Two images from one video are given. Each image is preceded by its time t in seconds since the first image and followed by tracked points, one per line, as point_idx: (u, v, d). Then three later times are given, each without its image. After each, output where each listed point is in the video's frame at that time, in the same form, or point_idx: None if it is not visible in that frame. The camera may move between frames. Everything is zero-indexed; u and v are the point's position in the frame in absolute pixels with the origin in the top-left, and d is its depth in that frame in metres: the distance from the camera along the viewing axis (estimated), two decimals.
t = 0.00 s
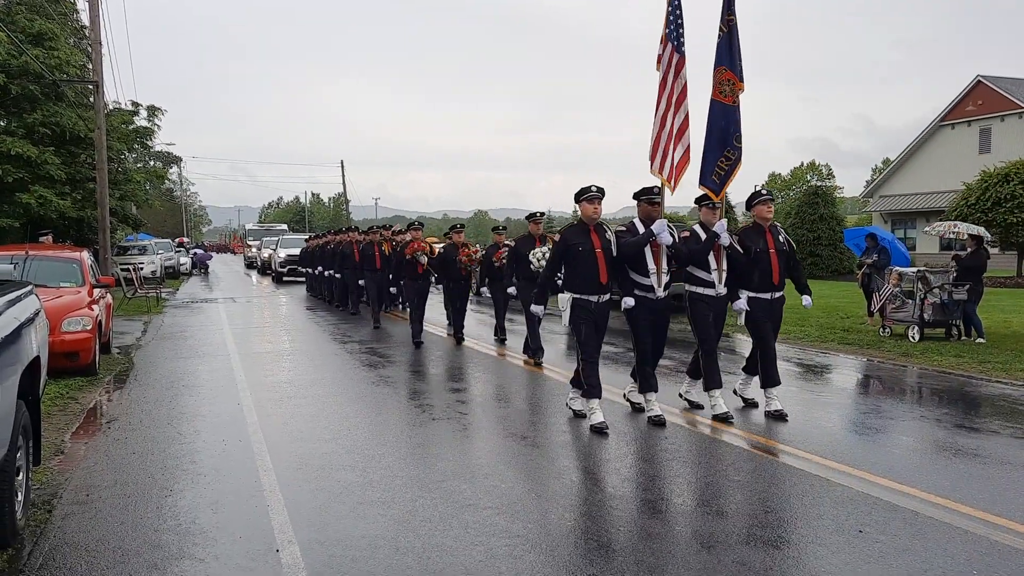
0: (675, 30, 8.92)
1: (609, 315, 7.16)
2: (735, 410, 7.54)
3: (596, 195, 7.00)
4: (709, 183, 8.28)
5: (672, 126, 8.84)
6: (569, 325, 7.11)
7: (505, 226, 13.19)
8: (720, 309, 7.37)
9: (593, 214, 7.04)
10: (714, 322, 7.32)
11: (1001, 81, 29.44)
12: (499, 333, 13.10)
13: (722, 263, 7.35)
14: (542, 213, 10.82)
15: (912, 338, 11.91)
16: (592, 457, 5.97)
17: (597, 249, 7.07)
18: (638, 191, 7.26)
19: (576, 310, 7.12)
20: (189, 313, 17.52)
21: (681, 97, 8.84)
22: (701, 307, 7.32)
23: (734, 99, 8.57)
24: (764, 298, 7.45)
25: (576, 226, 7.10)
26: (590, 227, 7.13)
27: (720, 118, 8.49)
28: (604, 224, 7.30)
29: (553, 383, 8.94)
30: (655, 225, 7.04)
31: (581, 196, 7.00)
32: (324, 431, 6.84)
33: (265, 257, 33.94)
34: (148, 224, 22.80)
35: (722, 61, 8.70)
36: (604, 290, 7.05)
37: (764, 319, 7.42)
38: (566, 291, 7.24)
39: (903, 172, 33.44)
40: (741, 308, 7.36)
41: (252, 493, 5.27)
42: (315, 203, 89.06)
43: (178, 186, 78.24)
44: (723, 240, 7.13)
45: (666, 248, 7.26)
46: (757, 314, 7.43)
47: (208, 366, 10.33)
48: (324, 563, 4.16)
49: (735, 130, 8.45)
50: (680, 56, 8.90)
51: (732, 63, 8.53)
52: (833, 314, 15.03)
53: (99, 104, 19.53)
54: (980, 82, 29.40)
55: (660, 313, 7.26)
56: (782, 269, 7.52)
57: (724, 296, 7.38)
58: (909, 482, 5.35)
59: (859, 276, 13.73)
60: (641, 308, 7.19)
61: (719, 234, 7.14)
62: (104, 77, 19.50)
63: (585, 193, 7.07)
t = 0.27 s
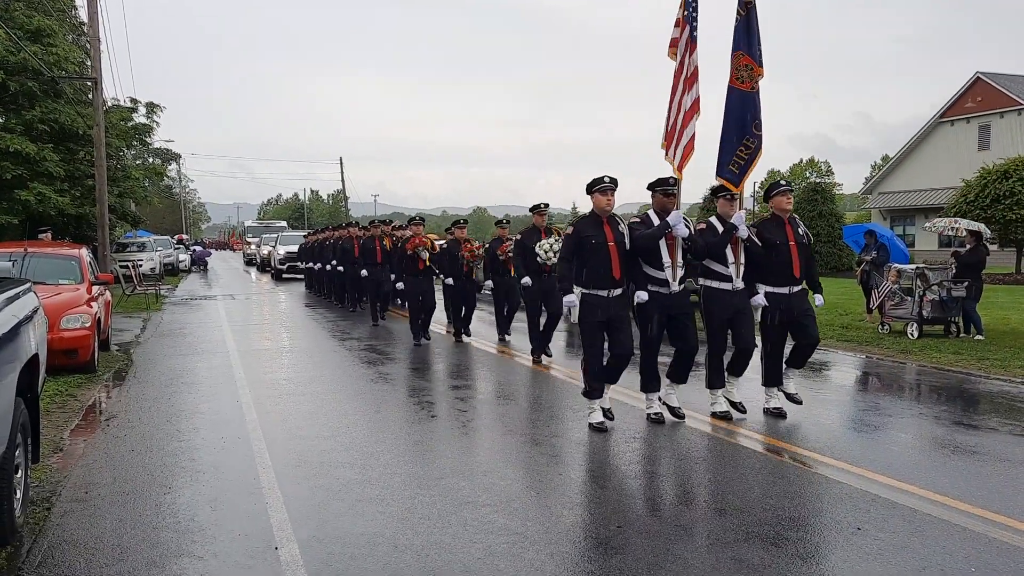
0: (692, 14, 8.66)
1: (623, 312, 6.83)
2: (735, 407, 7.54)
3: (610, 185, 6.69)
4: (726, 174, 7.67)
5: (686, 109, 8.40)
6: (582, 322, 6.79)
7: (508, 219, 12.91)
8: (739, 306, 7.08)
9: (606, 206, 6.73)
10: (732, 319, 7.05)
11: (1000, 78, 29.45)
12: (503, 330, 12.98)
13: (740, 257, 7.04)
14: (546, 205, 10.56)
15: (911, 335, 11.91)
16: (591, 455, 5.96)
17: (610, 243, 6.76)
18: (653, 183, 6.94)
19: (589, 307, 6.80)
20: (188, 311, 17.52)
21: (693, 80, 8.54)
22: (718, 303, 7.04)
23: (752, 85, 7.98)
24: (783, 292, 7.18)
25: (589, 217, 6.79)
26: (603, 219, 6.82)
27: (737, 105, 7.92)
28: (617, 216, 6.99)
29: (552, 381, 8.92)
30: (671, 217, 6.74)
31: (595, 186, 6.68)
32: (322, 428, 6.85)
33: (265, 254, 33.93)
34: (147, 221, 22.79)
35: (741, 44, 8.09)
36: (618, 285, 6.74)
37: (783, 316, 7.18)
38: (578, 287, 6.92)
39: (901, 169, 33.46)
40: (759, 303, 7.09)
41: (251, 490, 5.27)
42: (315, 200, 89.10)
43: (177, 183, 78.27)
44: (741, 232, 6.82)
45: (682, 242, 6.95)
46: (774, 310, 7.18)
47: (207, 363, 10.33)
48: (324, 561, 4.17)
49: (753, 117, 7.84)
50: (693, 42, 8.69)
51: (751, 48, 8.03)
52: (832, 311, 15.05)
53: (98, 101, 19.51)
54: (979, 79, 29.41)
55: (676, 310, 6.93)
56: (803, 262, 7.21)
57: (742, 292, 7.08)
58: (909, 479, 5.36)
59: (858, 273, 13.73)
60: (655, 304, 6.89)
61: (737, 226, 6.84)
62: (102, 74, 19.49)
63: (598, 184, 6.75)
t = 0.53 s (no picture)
0: None
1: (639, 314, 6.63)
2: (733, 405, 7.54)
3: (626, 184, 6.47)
4: (739, 172, 7.34)
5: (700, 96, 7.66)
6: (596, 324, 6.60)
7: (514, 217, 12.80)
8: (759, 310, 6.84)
9: (622, 203, 6.52)
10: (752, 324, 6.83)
11: (998, 76, 29.45)
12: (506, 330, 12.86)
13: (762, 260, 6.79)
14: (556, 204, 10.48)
15: (909, 333, 11.88)
16: (589, 453, 5.95)
17: (626, 243, 6.55)
18: (672, 182, 6.78)
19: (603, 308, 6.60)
20: (185, 308, 17.50)
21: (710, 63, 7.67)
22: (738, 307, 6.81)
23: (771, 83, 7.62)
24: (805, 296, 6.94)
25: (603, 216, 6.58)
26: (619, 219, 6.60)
27: (757, 102, 7.57)
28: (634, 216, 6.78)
29: (551, 378, 8.90)
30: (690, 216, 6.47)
31: (610, 184, 6.46)
32: (319, 425, 6.84)
33: (262, 251, 33.92)
34: (144, 218, 22.74)
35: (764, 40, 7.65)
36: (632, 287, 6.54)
37: (804, 322, 6.97)
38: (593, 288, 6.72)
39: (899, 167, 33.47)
40: (781, 308, 6.85)
41: (247, 487, 5.26)
42: (312, 198, 89.03)
43: (175, 181, 78.17)
44: (763, 233, 6.56)
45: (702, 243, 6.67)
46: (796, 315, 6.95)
47: (203, 360, 10.31)
48: (320, 558, 4.16)
49: (772, 116, 7.55)
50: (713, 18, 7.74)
51: (775, 41, 7.60)
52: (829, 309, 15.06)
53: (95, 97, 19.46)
54: (977, 76, 29.40)
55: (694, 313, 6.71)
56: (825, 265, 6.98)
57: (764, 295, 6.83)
58: (906, 477, 5.36)
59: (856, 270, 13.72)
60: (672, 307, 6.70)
61: (759, 228, 6.59)
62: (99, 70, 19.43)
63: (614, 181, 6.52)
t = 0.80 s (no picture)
0: None
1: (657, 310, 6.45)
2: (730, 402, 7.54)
3: (642, 176, 6.31)
4: (762, 159, 7.05)
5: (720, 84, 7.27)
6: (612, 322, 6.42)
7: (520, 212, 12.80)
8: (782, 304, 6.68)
9: (638, 196, 6.36)
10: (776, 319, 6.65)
11: (994, 72, 29.48)
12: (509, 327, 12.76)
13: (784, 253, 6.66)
14: (567, 197, 10.46)
15: (904, 329, 11.89)
16: (586, 450, 5.96)
17: (642, 237, 6.38)
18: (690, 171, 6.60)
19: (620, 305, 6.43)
20: (182, 305, 17.50)
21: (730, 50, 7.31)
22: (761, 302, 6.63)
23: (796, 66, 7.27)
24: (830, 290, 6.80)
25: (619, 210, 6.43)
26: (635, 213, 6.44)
27: (780, 87, 7.24)
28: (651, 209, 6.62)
29: (549, 375, 8.89)
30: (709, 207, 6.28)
31: (627, 176, 6.31)
32: (316, 423, 6.84)
33: (259, 248, 33.90)
34: (141, 215, 22.71)
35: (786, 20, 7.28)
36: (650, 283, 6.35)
37: (831, 317, 6.79)
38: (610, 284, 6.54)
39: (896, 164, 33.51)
40: (805, 303, 6.76)
41: (244, 485, 5.27)
42: (309, 195, 88.97)
43: (171, 178, 78.06)
44: (786, 225, 6.45)
45: (722, 235, 6.49)
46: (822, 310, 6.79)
47: (200, 357, 10.31)
48: (315, 555, 4.17)
49: (795, 102, 7.21)
50: None
51: (799, 24, 7.24)
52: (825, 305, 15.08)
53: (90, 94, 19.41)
54: (974, 73, 29.42)
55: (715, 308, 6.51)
56: (850, 259, 6.85)
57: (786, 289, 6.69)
58: (901, 473, 5.38)
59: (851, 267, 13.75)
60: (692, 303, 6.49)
61: (782, 219, 6.47)
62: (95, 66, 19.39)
63: (630, 173, 6.38)
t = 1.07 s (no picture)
0: None
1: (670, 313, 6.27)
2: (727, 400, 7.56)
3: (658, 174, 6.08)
4: (796, 158, 7.03)
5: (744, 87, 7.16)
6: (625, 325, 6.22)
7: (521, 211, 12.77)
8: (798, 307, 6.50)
9: (653, 194, 6.12)
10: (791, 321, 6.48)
11: (988, 71, 29.55)
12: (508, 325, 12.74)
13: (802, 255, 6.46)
14: (571, 196, 10.39)
15: (898, 327, 11.92)
16: (582, 447, 5.97)
17: (657, 237, 6.15)
18: (706, 169, 6.37)
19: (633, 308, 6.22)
20: (177, 302, 17.48)
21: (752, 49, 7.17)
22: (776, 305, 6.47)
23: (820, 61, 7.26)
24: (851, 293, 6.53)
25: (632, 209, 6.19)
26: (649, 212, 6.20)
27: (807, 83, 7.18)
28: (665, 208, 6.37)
29: (546, 373, 8.88)
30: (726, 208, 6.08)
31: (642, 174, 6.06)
32: (311, 420, 6.84)
33: (254, 245, 33.87)
34: (135, 212, 22.67)
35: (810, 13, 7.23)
36: (665, 285, 6.15)
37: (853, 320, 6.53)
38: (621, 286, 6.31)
39: (890, 162, 33.59)
40: (823, 305, 6.48)
41: (239, 482, 5.27)
42: (304, 192, 88.91)
43: (166, 175, 77.93)
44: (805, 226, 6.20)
45: (738, 237, 6.32)
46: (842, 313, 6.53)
47: (195, 354, 10.30)
48: (311, 551, 4.18)
49: (821, 97, 7.20)
50: None
51: (824, 17, 7.24)
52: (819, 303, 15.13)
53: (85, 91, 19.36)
54: (968, 72, 29.49)
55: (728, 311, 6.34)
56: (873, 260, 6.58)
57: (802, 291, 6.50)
58: (896, 470, 5.40)
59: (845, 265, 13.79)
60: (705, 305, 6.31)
61: (801, 220, 6.23)
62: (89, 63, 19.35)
63: (644, 171, 6.15)
